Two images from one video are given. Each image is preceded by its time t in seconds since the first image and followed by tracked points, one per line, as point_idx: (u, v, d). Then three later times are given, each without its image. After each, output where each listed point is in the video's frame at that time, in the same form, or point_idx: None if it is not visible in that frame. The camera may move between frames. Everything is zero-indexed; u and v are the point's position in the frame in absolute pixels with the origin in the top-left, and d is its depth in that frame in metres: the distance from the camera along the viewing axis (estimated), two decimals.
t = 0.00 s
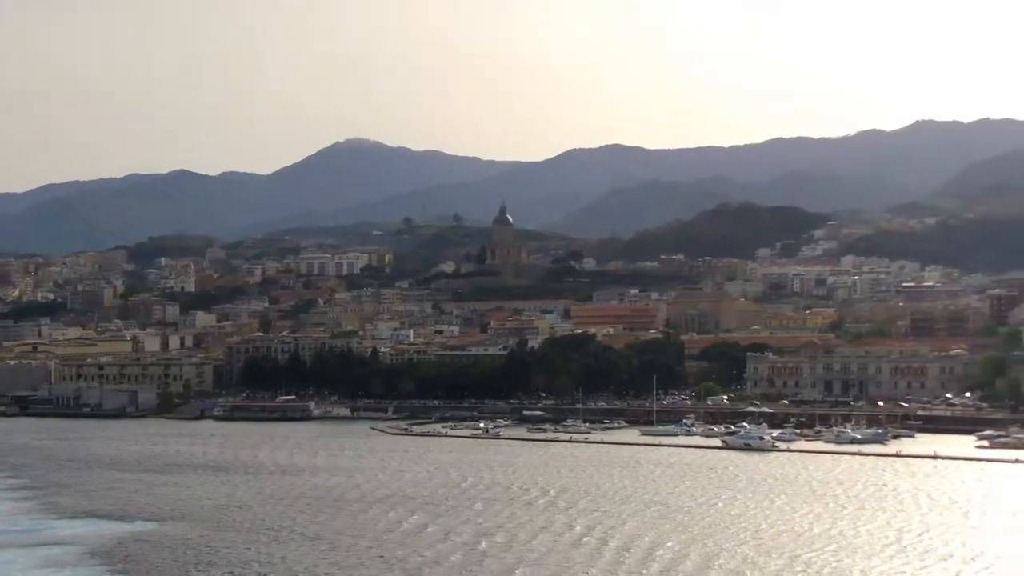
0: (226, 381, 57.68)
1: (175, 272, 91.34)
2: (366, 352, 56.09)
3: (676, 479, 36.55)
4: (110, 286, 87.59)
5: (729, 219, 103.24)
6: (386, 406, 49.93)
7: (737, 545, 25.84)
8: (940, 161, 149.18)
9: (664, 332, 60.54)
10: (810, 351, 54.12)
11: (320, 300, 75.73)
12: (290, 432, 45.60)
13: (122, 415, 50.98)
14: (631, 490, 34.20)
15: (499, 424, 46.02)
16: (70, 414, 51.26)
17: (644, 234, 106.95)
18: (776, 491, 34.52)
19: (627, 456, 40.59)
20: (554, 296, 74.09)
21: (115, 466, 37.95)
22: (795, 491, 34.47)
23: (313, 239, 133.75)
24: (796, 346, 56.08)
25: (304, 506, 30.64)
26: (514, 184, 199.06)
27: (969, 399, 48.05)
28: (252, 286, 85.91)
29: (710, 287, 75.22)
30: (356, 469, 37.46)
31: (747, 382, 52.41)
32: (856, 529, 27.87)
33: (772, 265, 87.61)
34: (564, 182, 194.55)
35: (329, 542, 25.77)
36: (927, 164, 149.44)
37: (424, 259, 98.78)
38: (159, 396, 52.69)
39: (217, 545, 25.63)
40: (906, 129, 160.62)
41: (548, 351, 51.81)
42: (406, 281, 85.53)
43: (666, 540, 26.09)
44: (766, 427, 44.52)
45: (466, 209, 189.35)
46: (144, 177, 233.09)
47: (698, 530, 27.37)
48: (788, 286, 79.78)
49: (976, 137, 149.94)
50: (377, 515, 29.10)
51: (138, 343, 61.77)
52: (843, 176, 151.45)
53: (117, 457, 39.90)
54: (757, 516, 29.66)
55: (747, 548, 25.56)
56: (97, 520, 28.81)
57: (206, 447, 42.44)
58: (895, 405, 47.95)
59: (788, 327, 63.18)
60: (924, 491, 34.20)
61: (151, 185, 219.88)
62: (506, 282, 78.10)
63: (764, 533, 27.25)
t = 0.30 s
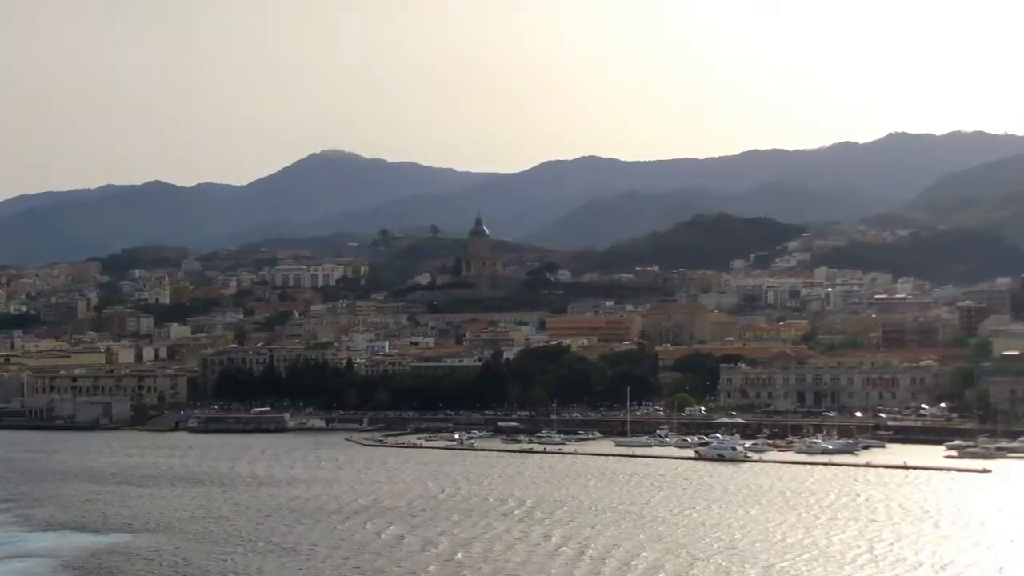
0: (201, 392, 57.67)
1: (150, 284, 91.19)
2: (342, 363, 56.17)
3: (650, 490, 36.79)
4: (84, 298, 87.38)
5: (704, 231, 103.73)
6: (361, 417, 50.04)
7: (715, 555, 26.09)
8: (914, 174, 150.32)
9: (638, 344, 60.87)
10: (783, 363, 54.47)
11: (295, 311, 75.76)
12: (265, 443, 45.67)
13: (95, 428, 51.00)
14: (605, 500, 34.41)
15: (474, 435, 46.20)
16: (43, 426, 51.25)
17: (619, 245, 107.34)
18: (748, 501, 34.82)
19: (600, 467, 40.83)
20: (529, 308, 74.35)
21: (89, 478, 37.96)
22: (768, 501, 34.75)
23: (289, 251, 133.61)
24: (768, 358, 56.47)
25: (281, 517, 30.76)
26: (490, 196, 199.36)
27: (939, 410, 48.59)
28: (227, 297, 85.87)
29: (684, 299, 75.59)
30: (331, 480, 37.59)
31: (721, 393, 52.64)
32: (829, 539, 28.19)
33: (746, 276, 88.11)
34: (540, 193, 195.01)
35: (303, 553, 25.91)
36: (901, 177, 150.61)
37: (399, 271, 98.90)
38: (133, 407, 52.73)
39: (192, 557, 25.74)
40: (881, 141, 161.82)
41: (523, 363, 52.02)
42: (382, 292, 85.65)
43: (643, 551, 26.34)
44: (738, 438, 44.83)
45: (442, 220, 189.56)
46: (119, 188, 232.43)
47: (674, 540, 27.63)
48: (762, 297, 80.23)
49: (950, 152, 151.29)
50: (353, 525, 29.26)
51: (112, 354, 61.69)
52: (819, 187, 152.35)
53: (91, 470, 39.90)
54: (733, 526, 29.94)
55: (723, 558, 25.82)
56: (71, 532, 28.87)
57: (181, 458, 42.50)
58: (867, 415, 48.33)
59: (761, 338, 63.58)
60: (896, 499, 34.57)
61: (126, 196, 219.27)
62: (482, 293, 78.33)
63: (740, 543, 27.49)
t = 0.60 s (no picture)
0: (170, 404, 57.54)
1: (120, 294, 90.93)
2: (312, 374, 56.16)
3: (619, 499, 37.01)
4: (52, 308, 87.01)
5: (675, 242, 104.23)
6: (331, 428, 50.08)
7: (685, 564, 26.27)
8: (883, 186, 151.42)
9: (608, 354, 61.12)
10: (752, 373, 54.83)
11: (265, 322, 75.69)
12: (234, 454, 45.68)
13: (63, 438, 51.04)
14: (574, 510, 34.56)
15: (443, 446, 46.31)
16: (10, 437, 51.26)
17: (590, 257, 107.72)
18: (716, 510, 35.07)
19: (569, 477, 41.02)
20: (500, 318, 74.50)
21: (57, 489, 37.87)
22: (735, 511, 34.98)
23: (259, 261, 133.39)
24: (737, 368, 56.80)
25: (251, 529, 30.80)
26: (462, 206, 199.49)
27: (905, 420, 49.00)
28: (197, 308, 85.69)
29: (655, 310, 75.95)
30: (301, 491, 37.65)
31: (689, 404, 52.85)
32: (796, 547, 28.47)
33: (716, 287, 88.60)
34: (512, 204, 195.26)
35: (273, 564, 25.99)
36: (871, 189, 151.64)
37: (370, 281, 98.93)
38: (101, 418, 52.90)
39: (161, 568, 25.80)
40: (851, 153, 162.90)
41: (493, 374, 52.18)
42: (353, 303, 85.66)
43: (613, 560, 26.53)
44: (706, 448, 45.09)
45: (415, 230, 189.56)
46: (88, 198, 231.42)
47: (644, 550, 27.82)
48: (732, 308, 80.70)
49: (919, 164, 152.49)
50: (324, 536, 29.35)
51: (80, 365, 61.48)
52: (789, 199, 153.19)
53: (58, 481, 39.80)
54: (703, 535, 30.15)
55: (694, 567, 25.99)
56: (40, 544, 28.86)
57: (150, 469, 42.47)
58: (834, 425, 48.71)
59: (731, 349, 63.96)
60: (863, 509, 34.84)
61: (96, 205, 218.23)
62: (452, 304, 78.48)
63: (709, 552, 27.69)
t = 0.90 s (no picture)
0: (141, 413, 57.42)
1: (90, 303, 90.63)
2: (283, 383, 56.21)
3: (590, 507, 37.25)
4: (23, 317, 86.65)
5: (647, 252, 104.68)
6: (302, 438, 50.17)
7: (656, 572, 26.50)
8: (853, 195, 152.43)
9: (579, 364, 61.41)
10: (722, 382, 55.17)
11: (237, 331, 75.65)
12: (205, 463, 45.69)
13: (33, 447, 50.84)
14: (545, 519, 34.72)
15: (414, 455, 46.44)
16: None
17: (561, 266, 108.04)
18: (685, 519, 35.33)
19: (541, 485, 41.22)
20: (471, 327, 74.66)
21: (28, 499, 37.83)
22: (705, 519, 35.23)
23: (231, 270, 133.09)
24: (707, 378, 57.12)
25: (223, 537, 30.87)
26: (435, 215, 199.66)
27: (873, 429, 49.41)
28: (168, 317, 85.50)
29: (626, 319, 76.27)
30: (274, 500, 37.73)
31: (660, 413, 53.07)
32: (766, 555, 28.77)
33: (688, 296, 88.98)
34: (484, 214, 195.45)
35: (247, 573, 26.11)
36: (841, 199, 152.64)
37: (343, 290, 98.99)
38: (71, 427, 52.70)
39: None
40: (822, 163, 163.96)
41: (464, 383, 52.37)
42: (325, 312, 85.62)
43: (584, 568, 26.73)
44: (676, 457, 45.39)
45: (387, 239, 189.58)
46: (59, 206, 230.37)
47: (616, 558, 28.04)
48: (703, 316, 81.15)
49: (889, 174, 153.59)
50: (299, 544, 29.51)
51: (51, 374, 61.26)
52: (760, 208, 154.02)
53: (29, 490, 39.73)
54: (673, 543, 30.39)
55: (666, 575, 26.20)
56: (14, 553, 28.90)
57: (121, 478, 42.49)
58: (803, 434, 49.07)
59: (701, 358, 64.32)
60: (832, 517, 35.13)
61: (68, 213, 217.21)
62: (424, 313, 78.60)
63: (681, 560, 27.87)
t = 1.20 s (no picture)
0: (116, 419, 57.36)
1: (65, 309, 90.38)
2: (258, 389, 56.27)
3: (565, 513, 37.46)
4: None
5: (622, 259, 105.01)
6: (277, 444, 50.24)
7: None
8: (828, 202, 153.29)
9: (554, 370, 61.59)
10: (696, 388, 55.45)
11: (213, 337, 75.60)
12: (181, 469, 45.71)
13: (7, 454, 50.73)
14: (520, 524, 34.93)
15: (389, 461, 46.58)
16: None
17: (537, 272, 108.25)
18: (658, 523, 35.58)
19: (515, 491, 41.42)
20: (446, 334, 74.78)
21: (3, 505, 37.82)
22: (678, 524, 35.47)
23: (207, 276, 132.86)
24: (682, 383, 57.41)
25: (200, 543, 31.00)
26: (412, 220, 199.74)
27: (845, 435, 49.80)
28: (144, 322, 85.36)
29: (601, 325, 76.54)
30: (249, 505, 37.83)
31: (634, 419, 53.35)
32: (738, 559, 29.05)
33: (663, 303, 89.38)
34: (460, 220, 195.60)
35: None
36: (816, 206, 153.51)
37: (318, 296, 99.01)
38: (46, 433, 52.58)
39: None
40: (797, 170, 164.83)
41: (438, 389, 52.53)
42: (301, 318, 85.60)
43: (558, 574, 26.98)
44: (649, 463, 45.62)
45: (363, 245, 189.56)
46: (33, 212, 229.32)
47: (590, 563, 28.29)
48: (678, 322, 81.52)
49: (863, 180, 154.53)
50: (276, 550, 29.68)
51: (25, 380, 61.12)
52: (735, 215, 154.74)
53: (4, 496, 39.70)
54: (646, 548, 30.67)
55: None
56: None
57: (96, 483, 42.51)
58: (776, 440, 49.37)
59: (676, 364, 64.62)
60: (805, 522, 35.45)
61: (43, 218, 216.30)
62: (399, 319, 78.68)
63: (655, 565, 28.14)
